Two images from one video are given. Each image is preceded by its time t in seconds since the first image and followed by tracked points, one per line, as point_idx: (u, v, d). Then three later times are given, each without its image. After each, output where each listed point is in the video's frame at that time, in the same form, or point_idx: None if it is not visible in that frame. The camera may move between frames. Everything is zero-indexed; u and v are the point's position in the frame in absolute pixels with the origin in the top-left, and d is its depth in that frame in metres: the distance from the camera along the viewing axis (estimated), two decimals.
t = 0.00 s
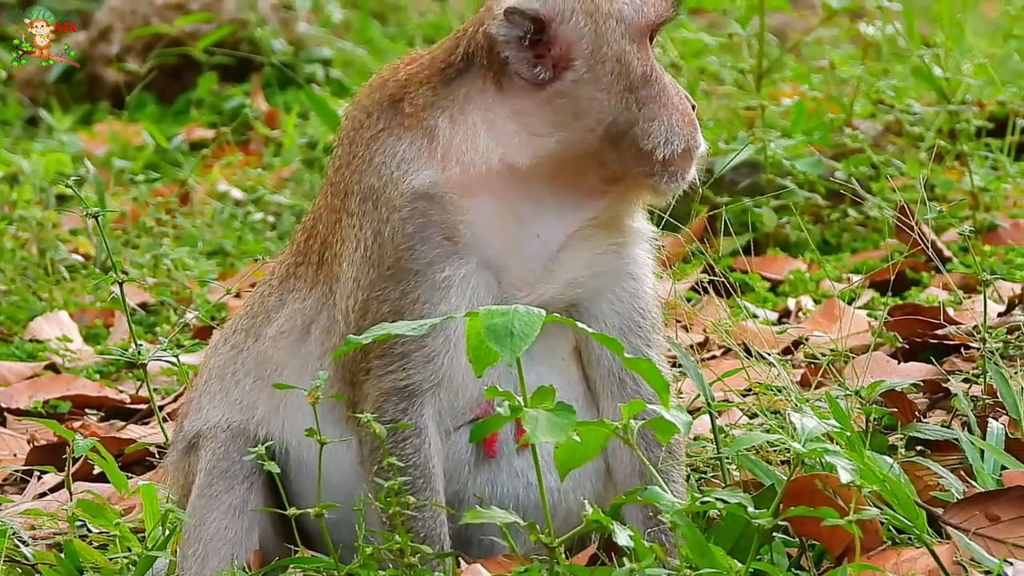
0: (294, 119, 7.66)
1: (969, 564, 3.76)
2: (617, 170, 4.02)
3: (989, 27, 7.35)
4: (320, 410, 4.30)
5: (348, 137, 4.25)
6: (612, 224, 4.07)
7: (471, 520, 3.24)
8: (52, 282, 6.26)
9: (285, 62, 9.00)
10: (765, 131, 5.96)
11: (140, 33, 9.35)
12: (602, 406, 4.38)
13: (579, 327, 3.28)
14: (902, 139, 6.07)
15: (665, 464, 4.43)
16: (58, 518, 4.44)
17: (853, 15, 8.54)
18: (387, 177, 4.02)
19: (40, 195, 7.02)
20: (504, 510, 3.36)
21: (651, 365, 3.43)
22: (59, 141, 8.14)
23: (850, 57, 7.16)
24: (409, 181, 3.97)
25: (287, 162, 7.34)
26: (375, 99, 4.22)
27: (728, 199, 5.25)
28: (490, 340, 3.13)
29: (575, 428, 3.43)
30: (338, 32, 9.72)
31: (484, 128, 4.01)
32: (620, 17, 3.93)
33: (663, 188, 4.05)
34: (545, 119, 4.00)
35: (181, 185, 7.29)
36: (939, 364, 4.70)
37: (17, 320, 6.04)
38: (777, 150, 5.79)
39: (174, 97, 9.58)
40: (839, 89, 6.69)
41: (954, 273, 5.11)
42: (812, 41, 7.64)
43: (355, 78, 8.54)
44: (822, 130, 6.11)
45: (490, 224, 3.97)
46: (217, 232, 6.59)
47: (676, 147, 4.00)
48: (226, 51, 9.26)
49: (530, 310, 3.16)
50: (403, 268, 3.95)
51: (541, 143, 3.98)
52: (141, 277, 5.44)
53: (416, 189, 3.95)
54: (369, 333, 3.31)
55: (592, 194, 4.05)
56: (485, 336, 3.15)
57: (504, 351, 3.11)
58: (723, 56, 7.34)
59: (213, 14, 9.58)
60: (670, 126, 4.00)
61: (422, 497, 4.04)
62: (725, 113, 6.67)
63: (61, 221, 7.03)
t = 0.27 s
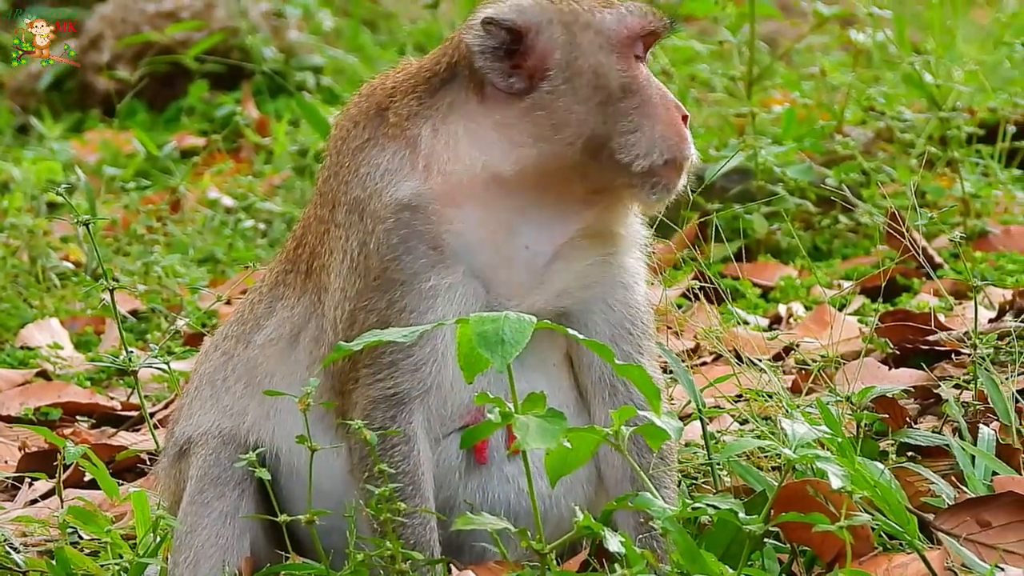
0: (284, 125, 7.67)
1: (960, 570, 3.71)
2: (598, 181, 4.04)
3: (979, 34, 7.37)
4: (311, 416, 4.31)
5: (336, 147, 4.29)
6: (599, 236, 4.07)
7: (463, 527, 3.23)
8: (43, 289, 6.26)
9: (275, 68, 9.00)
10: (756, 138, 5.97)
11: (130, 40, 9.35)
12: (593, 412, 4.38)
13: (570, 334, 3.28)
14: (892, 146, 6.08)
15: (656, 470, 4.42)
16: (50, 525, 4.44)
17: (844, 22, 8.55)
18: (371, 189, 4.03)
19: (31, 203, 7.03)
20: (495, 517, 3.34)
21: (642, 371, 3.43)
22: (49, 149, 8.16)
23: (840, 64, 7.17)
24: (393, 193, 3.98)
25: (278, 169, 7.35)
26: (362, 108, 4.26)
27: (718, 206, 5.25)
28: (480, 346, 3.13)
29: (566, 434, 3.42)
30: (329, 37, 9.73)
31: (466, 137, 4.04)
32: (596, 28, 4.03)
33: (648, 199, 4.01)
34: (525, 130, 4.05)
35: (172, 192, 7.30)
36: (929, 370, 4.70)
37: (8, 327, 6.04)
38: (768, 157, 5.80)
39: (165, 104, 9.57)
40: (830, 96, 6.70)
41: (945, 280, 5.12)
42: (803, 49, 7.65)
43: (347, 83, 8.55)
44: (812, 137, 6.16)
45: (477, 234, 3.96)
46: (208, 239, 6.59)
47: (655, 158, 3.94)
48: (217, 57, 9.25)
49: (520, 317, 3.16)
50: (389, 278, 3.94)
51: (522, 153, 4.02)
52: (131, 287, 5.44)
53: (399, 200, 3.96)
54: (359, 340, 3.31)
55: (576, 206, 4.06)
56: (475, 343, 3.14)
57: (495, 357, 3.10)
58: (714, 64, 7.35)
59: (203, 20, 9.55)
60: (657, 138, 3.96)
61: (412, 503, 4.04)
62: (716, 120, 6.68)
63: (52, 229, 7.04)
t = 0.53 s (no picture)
0: (282, 127, 7.67)
1: (958, 572, 3.71)
2: (565, 189, 4.07)
3: (977, 35, 7.37)
4: (309, 419, 4.33)
5: (325, 158, 4.32)
6: (583, 241, 4.09)
7: (460, 529, 3.22)
8: (41, 291, 6.27)
9: (273, 70, 8.99)
10: (754, 140, 5.97)
11: (128, 41, 9.35)
12: (590, 414, 4.39)
13: (569, 336, 3.28)
14: (890, 147, 6.09)
15: (654, 472, 4.42)
16: (47, 527, 4.44)
17: (841, 24, 8.55)
18: (353, 201, 4.07)
19: (29, 205, 7.03)
20: (492, 519, 3.33)
21: (640, 373, 3.42)
22: (48, 151, 8.16)
23: (838, 66, 7.17)
24: (374, 204, 4.01)
25: (276, 170, 7.36)
26: (347, 118, 4.29)
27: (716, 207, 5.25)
28: (478, 348, 3.13)
29: (564, 437, 3.41)
30: (327, 40, 9.74)
31: (440, 143, 4.06)
32: (546, 35, 4.10)
33: (615, 203, 4.03)
34: (492, 137, 4.07)
35: (170, 194, 7.31)
36: (927, 372, 4.70)
37: (6, 329, 6.04)
38: (765, 159, 5.80)
39: (163, 106, 9.56)
40: (827, 97, 6.70)
41: (942, 281, 5.12)
42: (801, 50, 7.66)
43: (345, 85, 8.55)
44: (810, 139, 6.11)
45: (459, 241, 3.98)
46: (206, 241, 6.59)
47: (610, 164, 3.96)
48: (215, 59, 9.25)
49: (518, 320, 3.16)
50: (374, 288, 3.95)
51: (493, 159, 4.03)
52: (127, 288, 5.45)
53: (378, 212, 3.98)
54: (357, 342, 3.30)
55: (554, 213, 4.08)
56: (473, 345, 3.14)
57: (493, 359, 3.10)
58: (711, 65, 7.36)
59: (200, 23, 9.54)
60: (616, 142, 3.98)
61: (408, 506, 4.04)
62: (714, 122, 6.68)
63: (49, 231, 7.04)
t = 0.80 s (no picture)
0: (284, 127, 7.67)
1: (961, 571, 3.71)
2: (542, 190, 4.10)
3: (979, 34, 7.38)
4: (310, 418, 4.35)
5: (319, 162, 4.34)
6: (570, 240, 4.11)
7: (462, 528, 3.22)
8: (43, 290, 6.26)
9: (275, 70, 9.00)
10: (756, 139, 5.97)
11: (130, 41, 9.35)
12: (591, 414, 4.40)
13: (572, 335, 3.27)
14: (892, 147, 6.09)
15: (655, 471, 4.42)
16: (51, 526, 4.43)
17: (843, 23, 8.56)
18: (342, 207, 4.08)
19: (31, 204, 7.03)
20: (495, 518, 3.33)
21: (642, 371, 3.43)
22: (49, 150, 8.16)
23: (840, 65, 7.18)
24: (360, 209, 4.02)
25: (278, 171, 7.36)
26: (338, 122, 4.31)
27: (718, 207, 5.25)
28: (480, 348, 3.13)
29: (566, 436, 3.41)
30: (328, 40, 9.74)
31: (422, 144, 4.07)
32: (515, 36, 4.14)
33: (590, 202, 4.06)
34: (470, 139, 4.10)
35: (172, 193, 7.31)
36: (930, 371, 4.69)
37: (8, 328, 6.04)
38: (767, 158, 5.80)
39: (164, 105, 9.59)
40: (830, 97, 6.70)
41: (945, 281, 5.11)
42: (803, 49, 7.67)
43: (347, 85, 8.56)
44: (813, 138, 6.11)
45: (449, 243, 3.98)
46: (209, 240, 6.59)
47: (580, 163, 4.00)
48: (217, 59, 9.25)
49: (521, 318, 3.15)
50: (365, 293, 3.96)
51: (474, 161, 4.05)
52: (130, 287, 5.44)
53: (365, 217, 3.99)
54: (360, 341, 3.30)
55: (537, 213, 4.11)
56: (475, 344, 3.14)
57: (495, 358, 3.10)
58: (713, 65, 7.36)
59: (202, 22, 9.56)
60: (586, 141, 4.02)
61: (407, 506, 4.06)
62: (715, 121, 6.68)
63: (52, 230, 7.05)
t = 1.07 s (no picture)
0: (284, 126, 7.68)
1: (960, 571, 3.71)
2: (548, 187, 4.12)
3: (978, 34, 7.39)
4: (308, 417, 4.35)
5: (317, 163, 4.33)
6: (570, 238, 4.12)
7: (460, 528, 3.22)
8: (43, 289, 6.27)
9: (274, 68, 9.01)
10: (756, 139, 5.98)
11: (129, 39, 9.36)
12: (589, 413, 4.41)
13: (571, 335, 3.27)
14: (892, 147, 6.10)
15: (654, 470, 4.43)
16: (49, 525, 4.43)
17: (843, 22, 8.57)
18: (340, 207, 4.08)
19: (31, 203, 7.04)
20: (494, 518, 3.33)
21: (641, 370, 3.43)
22: (49, 148, 8.17)
23: (840, 65, 7.19)
24: (358, 209, 4.01)
25: (277, 168, 7.43)
26: (336, 122, 4.30)
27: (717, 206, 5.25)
28: (480, 348, 3.12)
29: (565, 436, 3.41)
30: (328, 38, 9.75)
31: (419, 145, 4.07)
32: (524, 33, 4.14)
33: (596, 199, 4.08)
34: (471, 138, 4.11)
35: (172, 192, 7.32)
36: (929, 371, 4.70)
37: (8, 327, 6.04)
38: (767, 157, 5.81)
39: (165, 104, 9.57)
40: (829, 96, 6.72)
41: (944, 281, 5.12)
42: (802, 48, 7.68)
43: (346, 84, 8.56)
44: (811, 137, 6.05)
45: (445, 243, 3.98)
46: (208, 239, 6.60)
47: (591, 159, 4.03)
48: (216, 57, 9.25)
49: (520, 318, 3.15)
50: (362, 293, 3.96)
51: (474, 160, 4.07)
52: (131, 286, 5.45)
53: (362, 218, 3.98)
54: (360, 341, 3.30)
55: (539, 212, 4.13)
56: (475, 344, 3.13)
57: (494, 358, 3.09)
58: (713, 64, 7.37)
59: (202, 20, 9.57)
60: (597, 137, 4.04)
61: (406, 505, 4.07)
62: (715, 121, 6.70)
63: (51, 228, 7.05)
